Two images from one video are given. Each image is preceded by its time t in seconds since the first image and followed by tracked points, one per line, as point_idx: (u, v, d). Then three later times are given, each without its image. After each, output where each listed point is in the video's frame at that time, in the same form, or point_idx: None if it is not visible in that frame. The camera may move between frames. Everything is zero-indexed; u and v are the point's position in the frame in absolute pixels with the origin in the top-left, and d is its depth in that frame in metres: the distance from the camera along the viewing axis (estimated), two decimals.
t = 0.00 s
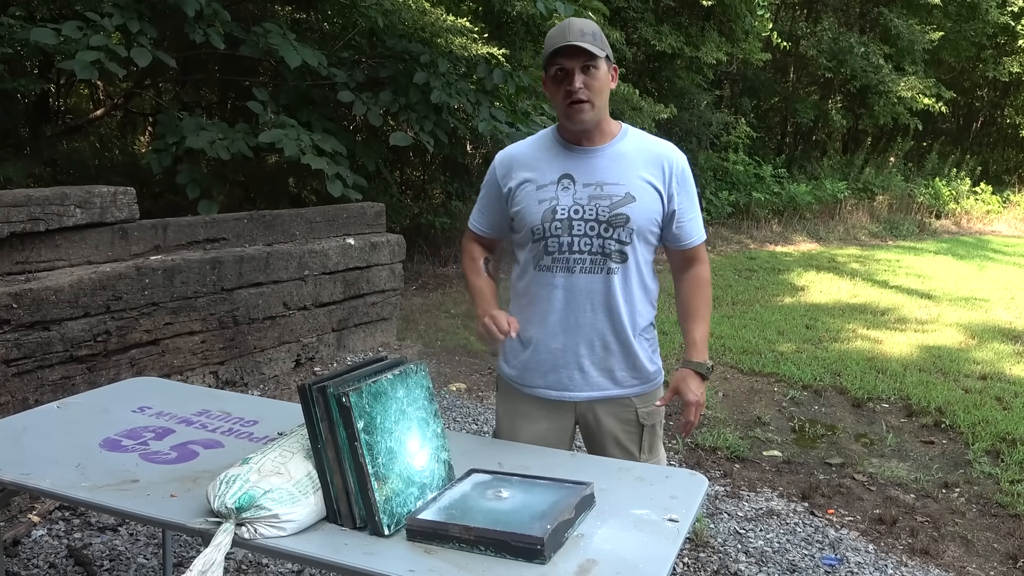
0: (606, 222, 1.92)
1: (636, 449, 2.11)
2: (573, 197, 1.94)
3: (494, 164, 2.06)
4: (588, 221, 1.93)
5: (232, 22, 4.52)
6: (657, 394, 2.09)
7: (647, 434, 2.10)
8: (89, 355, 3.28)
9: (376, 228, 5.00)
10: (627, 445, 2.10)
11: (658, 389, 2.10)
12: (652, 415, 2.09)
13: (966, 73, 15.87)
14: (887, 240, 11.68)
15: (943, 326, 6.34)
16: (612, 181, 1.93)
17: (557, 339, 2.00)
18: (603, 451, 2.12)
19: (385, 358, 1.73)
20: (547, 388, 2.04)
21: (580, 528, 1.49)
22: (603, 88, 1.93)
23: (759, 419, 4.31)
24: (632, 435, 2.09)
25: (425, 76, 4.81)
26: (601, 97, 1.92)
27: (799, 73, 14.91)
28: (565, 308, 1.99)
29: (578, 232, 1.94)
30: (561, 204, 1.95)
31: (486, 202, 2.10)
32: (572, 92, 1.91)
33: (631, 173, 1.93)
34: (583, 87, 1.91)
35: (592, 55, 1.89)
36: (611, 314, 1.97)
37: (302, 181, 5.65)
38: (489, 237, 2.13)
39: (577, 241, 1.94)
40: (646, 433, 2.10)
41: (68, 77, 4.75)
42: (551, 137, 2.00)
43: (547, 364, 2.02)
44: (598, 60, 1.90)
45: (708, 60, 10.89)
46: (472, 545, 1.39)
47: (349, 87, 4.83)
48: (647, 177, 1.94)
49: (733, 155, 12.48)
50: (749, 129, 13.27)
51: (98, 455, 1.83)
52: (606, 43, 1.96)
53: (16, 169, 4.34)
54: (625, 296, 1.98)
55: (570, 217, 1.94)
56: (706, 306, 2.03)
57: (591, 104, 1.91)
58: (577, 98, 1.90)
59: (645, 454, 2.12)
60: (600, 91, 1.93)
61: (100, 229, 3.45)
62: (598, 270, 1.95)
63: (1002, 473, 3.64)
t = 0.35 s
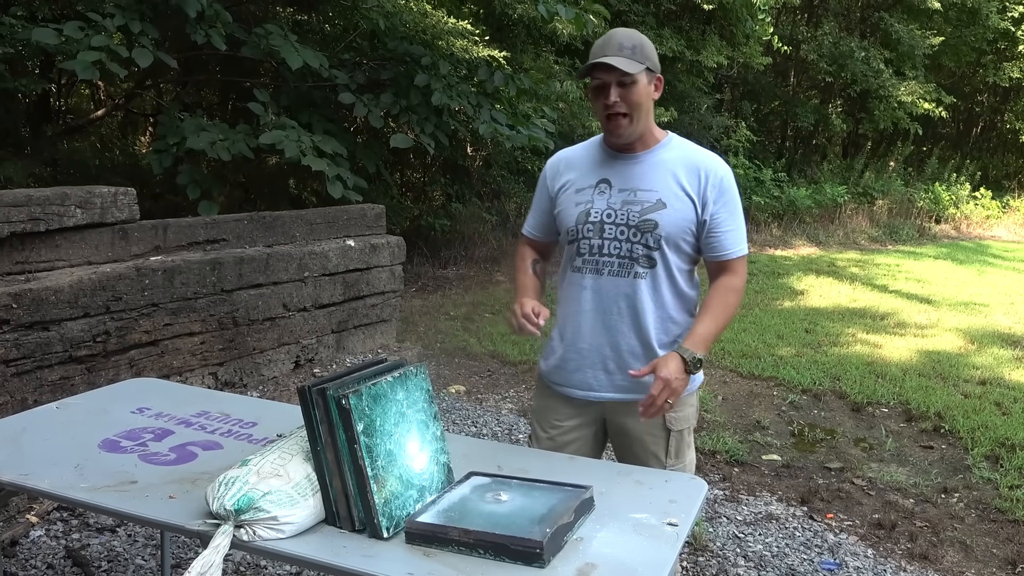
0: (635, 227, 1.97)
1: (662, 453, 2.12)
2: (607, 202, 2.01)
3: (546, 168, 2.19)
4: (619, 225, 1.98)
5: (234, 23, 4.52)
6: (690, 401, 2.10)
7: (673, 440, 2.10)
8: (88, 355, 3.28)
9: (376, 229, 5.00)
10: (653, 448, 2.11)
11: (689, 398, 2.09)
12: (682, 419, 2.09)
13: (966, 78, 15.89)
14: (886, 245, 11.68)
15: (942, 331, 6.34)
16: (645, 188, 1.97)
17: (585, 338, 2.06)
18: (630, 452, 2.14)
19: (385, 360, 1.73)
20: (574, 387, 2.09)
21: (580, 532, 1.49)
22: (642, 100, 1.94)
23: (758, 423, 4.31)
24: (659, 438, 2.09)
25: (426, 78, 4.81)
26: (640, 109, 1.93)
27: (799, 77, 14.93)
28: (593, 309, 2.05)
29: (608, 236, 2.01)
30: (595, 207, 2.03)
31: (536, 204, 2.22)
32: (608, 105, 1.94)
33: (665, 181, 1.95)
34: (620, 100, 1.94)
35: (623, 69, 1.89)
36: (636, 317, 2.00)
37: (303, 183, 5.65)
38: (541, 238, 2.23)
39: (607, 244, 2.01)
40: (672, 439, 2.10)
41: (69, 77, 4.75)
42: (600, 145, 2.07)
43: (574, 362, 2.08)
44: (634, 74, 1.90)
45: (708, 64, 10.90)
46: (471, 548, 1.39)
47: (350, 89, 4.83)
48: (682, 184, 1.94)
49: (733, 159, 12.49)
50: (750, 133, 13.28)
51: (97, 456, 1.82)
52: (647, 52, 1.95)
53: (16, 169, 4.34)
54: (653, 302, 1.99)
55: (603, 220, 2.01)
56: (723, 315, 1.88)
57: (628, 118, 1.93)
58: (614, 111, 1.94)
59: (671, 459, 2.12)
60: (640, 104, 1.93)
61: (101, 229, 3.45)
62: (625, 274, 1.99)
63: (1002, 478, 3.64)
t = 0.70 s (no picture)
0: (656, 230, 2.02)
1: (669, 451, 2.13)
2: (634, 203, 2.08)
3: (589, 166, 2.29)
4: (642, 227, 2.05)
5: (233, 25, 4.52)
6: (702, 403, 2.08)
7: (680, 440, 2.10)
8: (86, 357, 3.28)
9: (376, 232, 5.00)
10: (659, 445, 2.13)
11: (701, 400, 2.08)
12: (691, 420, 2.08)
13: (965, 80, 15.91)
14: (886, 247, 11.68)
15: (942, 333, 6.34)
16: (670, 192, 2.01)
17: (604, 332, 2.13)
18: (637, 447, 2.17)
19: (384, 363, 1.73)
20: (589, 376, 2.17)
21: (579, 534, 1.49)
22: (675, 107, 1.95)
23: (758, 425, 4.30)
24: (666, 435, 2.11)
25: (425, 80, 4.80)
26: (672, 115, 1.95)
27: (799, 79, 14.94)
28: (613, 305, 2.12)
29: (631, 236, 2.08)
30: (622, 207, 2.10)
31: (577, 199, 2.33)
32: (639, 109, 1.96)
33: (691, 186, 1.98)
34: (652, 105, 1.96)
35: (655, 76, 1.91)
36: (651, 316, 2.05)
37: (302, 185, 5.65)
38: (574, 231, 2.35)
39: (630, 244, 2.08)
40: (679, 439, 2.10)
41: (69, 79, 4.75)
42: (638, 147, 2.12)
43: (591, 354, 2.16)
44: (667, 81, 1.91)
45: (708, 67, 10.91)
46: (471, 550, 1.38)
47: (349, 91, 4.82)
48: (707, 191, 1.96)
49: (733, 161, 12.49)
50: (749, 135, 13.29)
51: (95, 459, 1.82)
52: (683, 59, 1.96)
53: (15, 171, 4.33)
54: (669, 304, 2.03)
55: (627, 221, 2.08)
56: (741, 319, 1.85)
57: (659, 123, 1.96)
58: (646, 117, 1.96)
59: (678, 458, 2.13)
60: (672, 110, 1.95)
61: (99, 231, 3.44)
62: (643, 275, 2.05)
63: (1002, 480, 3.64)
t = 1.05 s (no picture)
0: (649, 225, 2.02)
1: (664, 450, 2.13)
2: (627, 198, 2.07)
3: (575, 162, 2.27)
4: (634, 222, 2.05)
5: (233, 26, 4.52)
6: (692, 397, 2.12)
7: (673, 437, 2.11)
8: (86, 357, 3.28)
9: (375, 233, 5.00)
10: (654, 444, 2.13)
11: (693, 395, 2.12)
12: (684, 416, 2.11)
13: (965, 83, 15.93)
14: (885, 249, 11.68)
15: (941, 335, 6.34)
16: (663, 189, 2.02)
17: (596, 329, 2.13)
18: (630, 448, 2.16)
19: (383, 364, 1.73)
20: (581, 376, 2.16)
21: (578, 535, 1.48)
22: (673, 105, 2.00)
23: (757, 427, 4.31)
24: (660, 433, 2.11)
25: (425, 81, 4.81)
26: (671, 113, 1.99)
27: (799, 82, 14.96)
28: (604, 301, 2.12)
29: (623, 232, 2.07)
30: (615, 203, 2.10)
31: (560, 193, 2.29)
32: (641, 104, 2.00)
33: (685, 184, 2.00)
34: (653, 101, 2.00)
35: (662, 71, 1.96)
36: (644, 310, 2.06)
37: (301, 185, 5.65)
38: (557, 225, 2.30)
39: (621, 239, 2.07)
40: (673, 436, 2.11)
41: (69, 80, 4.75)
42: (630, 146, 2.14)
43: (582, 352, 2.16)
44: (670, 77, 1.97)
45: (708, 68, 10.93)
46: (469, 552, 1.38)
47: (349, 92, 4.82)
48: (700, 189, 1.99)
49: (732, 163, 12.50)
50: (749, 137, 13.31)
51: (94, 459, 1.82)
52: (686, 62, 2.02)
53: (14, 171, 4.33)
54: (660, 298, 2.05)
55: (620, 216, 2.08)
56: (725, 304, 1.85)
57: (658, 118, 1.99)
58: (645, 111, 2.00)
59: (673, 456, 2.14)
60: (671, 108, 1.99)
61: (99, 232, 3.44)
62: (635, 270, 2.06)
63: (1000, 483, 3.64)
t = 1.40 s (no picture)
0: (621, 224, 2.16)
1: (646, 438, 2.24)
2: (598, 199, 2.20)
3: (544, 163, 2.37)
4: (607, 222, 2.18)
5: (234, 27, 4.53)
6: (670, 386, 2.25)
7: (656, 426, 2.23)
8: (86, 357, 3.28)
9: (375, 234, 5.00)
10: (637, 434, 2.25)
11: (670, 384, 2.25)
12: (663, 405, 2.23)
13: (965, 86, 15.94)
14: (884, 252, 11.68)
15: (940, 338, 6.34)
16: (632, 188, 2.15)
17: (576, 327, 2.26)
18: (615, 440, 2.27)
19: (383, 364, 1.73)
20: (563, 373, 2.29)
21: (577, 536, 1.49)
22: (636, 105, 2.13)
23: (756, 429, 4.31)
24: (642, 421, 2.23)
25: (426, 83, 4.82)
26: (635, 112, 2.13)
27: (799, 85, 14.98)
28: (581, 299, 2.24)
29: (597, 231, 2.20)
30: (587, 204, 2.22)
31: (530, 195, 2.36)
32: (604, 106, 2.14)
33: (650, 181, 2.14)
34: (616, 102, 2.13)
35: (622, 75, 2.10)
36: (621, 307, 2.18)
37: (301, 186, 5.65)
38: (529, 228, 2.34)
39: (596, 239, 2.20)
40: (655, 425, 2.23)
41: (70, 80, 4.76)
42: (597, 145, 2.26)
43: (564, 351, 2.29)
44: (631, 79, 2.10)
45: (708, 71, 10.97)
46: (468, 552, 1.39)
47: (350, 93, 4.83)
48: (665, 185, 2.13)
49: (732, 165, 12.51)
50: (749, 140, 13.32)
51: (94, 458, 1.82)
52: (646, 64, 2.16)
53: (15, 171, 4.33)
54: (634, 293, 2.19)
55: (593, 217, 2.21)
56: (669, 280, 1.99)
57: (622, 118, 2.12)
58: (610, 112, 2.13)
59: (656, 445, 2.25)
60: (634, 108, 2.13)
61: (99, 232, 3.45)
62: (610, 267, 2.20)
63: (999, 486, 3.64)
